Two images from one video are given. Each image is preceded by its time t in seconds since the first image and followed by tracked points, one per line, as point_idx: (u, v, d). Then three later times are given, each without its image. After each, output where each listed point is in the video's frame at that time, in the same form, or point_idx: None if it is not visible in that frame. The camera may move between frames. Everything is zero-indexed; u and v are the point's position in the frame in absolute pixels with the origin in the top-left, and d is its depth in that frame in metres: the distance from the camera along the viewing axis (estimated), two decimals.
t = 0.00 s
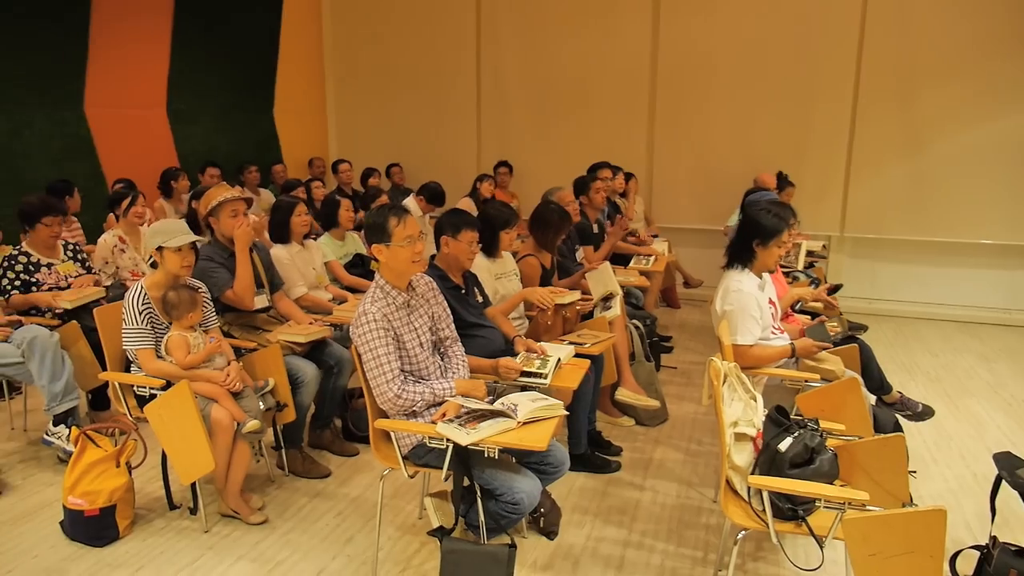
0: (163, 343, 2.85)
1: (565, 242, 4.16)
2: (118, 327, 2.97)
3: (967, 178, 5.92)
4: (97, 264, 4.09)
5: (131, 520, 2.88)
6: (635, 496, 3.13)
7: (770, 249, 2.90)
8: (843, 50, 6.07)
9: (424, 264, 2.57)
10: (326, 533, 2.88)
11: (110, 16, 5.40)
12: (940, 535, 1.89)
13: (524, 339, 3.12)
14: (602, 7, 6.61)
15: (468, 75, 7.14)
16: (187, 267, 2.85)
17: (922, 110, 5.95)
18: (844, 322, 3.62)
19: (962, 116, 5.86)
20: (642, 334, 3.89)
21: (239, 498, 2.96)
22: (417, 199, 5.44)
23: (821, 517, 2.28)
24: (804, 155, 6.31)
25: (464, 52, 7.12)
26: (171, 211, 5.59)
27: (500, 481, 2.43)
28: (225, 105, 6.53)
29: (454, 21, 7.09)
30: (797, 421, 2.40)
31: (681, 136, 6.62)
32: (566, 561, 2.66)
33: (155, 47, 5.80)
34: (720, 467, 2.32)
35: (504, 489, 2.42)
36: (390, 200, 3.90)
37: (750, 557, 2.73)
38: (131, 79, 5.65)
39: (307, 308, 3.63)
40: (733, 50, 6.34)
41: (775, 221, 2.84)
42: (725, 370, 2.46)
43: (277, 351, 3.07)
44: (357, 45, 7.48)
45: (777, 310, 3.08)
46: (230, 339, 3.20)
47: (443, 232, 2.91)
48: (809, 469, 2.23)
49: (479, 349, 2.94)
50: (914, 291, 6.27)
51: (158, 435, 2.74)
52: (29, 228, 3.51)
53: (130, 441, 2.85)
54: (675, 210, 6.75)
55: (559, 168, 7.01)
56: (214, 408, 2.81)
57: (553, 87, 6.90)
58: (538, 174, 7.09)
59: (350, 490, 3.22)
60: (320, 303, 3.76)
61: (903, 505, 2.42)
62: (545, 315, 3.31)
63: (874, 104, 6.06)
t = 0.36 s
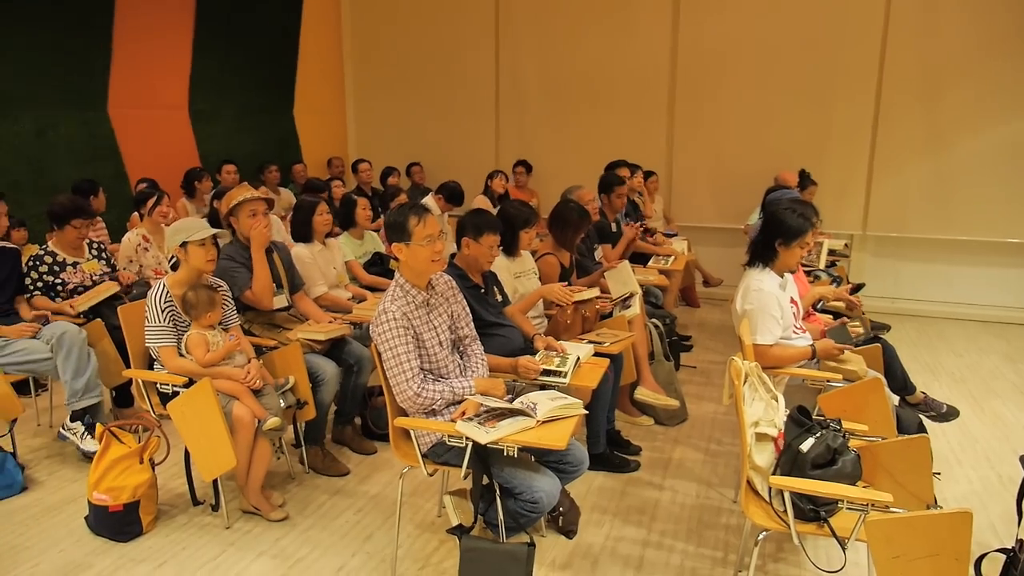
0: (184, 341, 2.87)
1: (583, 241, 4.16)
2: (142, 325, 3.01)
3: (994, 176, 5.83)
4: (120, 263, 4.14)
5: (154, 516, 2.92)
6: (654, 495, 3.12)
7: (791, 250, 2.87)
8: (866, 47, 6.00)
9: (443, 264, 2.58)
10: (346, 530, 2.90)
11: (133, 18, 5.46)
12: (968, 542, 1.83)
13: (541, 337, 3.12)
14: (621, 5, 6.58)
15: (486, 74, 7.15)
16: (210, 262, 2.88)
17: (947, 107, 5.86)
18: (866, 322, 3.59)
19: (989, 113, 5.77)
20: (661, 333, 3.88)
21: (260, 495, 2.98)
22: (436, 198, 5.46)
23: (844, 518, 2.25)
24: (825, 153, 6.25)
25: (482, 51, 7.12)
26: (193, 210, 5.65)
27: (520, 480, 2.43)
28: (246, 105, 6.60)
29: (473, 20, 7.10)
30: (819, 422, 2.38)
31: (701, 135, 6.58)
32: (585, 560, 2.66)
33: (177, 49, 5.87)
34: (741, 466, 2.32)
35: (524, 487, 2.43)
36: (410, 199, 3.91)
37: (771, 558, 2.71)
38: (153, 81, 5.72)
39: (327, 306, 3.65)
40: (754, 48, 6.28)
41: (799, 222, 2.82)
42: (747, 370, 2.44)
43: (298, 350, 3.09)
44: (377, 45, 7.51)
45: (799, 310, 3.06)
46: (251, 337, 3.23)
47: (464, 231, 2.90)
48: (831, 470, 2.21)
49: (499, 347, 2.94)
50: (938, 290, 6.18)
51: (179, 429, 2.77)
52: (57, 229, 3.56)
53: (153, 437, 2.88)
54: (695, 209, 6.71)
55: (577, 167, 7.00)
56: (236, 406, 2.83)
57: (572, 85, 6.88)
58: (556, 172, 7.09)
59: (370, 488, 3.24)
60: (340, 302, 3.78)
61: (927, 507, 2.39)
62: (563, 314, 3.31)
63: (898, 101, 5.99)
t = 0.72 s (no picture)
0: (204, 337, 2.90)
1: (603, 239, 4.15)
2: (165, 321, 3.04)
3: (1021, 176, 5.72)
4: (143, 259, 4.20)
5: (176, 509, 2.95)
6: (673, 495, 3.11)
7: (814, 248, 2.84)
8: (890, 45, 5.93)
9: (462, 262, 2.58)
10: (365, 526, 2.92)
11: (157, 17, 5.53)
12: (992, 544, 1.77)
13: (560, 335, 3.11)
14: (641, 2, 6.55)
15: (506, 72, 7.15)
16: (239, 257, 2.91)
17: (973, 105, 5.77)
18: (890, 322, 3.55)
19: (1016, 112, 5.67)
20: (681, 332, 3.86)
21: (280, 490, 3.01)
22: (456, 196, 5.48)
23: (867, 521, 2.23)
24: (848, 152, 6.18)
25: (502, 49, 7.12)
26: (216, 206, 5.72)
27: (538, 478, 2.42)
28: (267, 104, 6.65)
29: (492, 18, 7.10)
30: (842, 423, 2.36)
31: (721, 133, 6.53)
32: (603, 559, 2.66)
33: (200, 48, 5.93)
34: (762, 467, 2.29)
35: (543, 486, 2.42)
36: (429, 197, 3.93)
37: (791, 560, 2.69)
38: (176, 79, 5.78)
39: (347, 303, 3.67)
40: (776, 46, 6.23)
41: (819, 219, 2.79)
42: (768, 370, 2.42)
43: (318, 347, 3.11)
44: (397, 44, 7.54)
45: (821, 310, 3.03)
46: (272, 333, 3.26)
47: (483, 230, 2.89)
48: (854, 472, 2.19)
49: (518, 345, 2.94)
50: (963, 291, 6.09)
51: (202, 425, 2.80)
52: (82, 224, 3.60)
53: (176, 432, 2.92)
54: (714, 207, 6.67)
55: (596, 165, 6.98)
56: (257, 401, 2.85)
57: (591, 83, 6.86)
58: (575, 170, 7.08)
59: (388, 484, 3.25)
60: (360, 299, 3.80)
61: (952, 511, 2.35)
62: (583, 312, 3.30)
63: (923, 100, 5.90)
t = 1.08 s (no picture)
0: (223, 334, 2.92)
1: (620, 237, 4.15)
2: (185, 317, 3.07)
3: None
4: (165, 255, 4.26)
5: (195, 504, 2.98)
6: (690, 494, 3.09)
7: (834, 246, 2.81)
8: (911, 41, 5.86)
9: (479, 258, 2.58)
10: (382, 521, 2.93)
11: (177, 16, 5.57)
12: (1014, 544, 1.74)
13: (576, 331, 3.11)
14: None
15: (522, 69, 7.14)
16: (257, 254, 2.92)
17: (997, 101, 5.68)
18: (910, 322, 3.52)
19: None
20: (698, 330, 3.85)
21: (298, 486, 3.03)
22: (472, 193, 5.50)
23: (887, 522, 2.20)
24: (867, 149, 6.12)
25: (518, 46, 7.12)
26: (234, 203, 5.78)
27: (556, 476, 2.42)
28: (284, 102, 6.70)
29: (509, 15, 7.09)
30: (862, 423, 2.33)
31: (739, 130, 6.49)
32: (619, 557, 2.65)
33: (219, 46, 5.97)
34: (780, 466, 2.27)
35: (560, 483, 2.41)
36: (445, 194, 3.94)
37: (809, 560, 2.67)
38: (195, 77, 5.83)
39: (364, 300, 3.69)
40: (795, 42, 6.17)
41: (840, 216, 2.77)
42: (787, 369, 2.40)
43: (336, 343, 3.12)
44: (414, 42, 7.56)
45: (840, 307, 3.00)
46: (291, 329, 3.28)
47: (498, 227, 2.89)
48: (874, 472, 2.16)
49: (535, 342, 2.95)
50: (985, 289, 6.00)
51: (221, 420, 2.82)
52: (104, 221, 3.64)
53: (196, 427, 2.95)
54: (731, 205, 6.63)
55: (612, 162, 6.96)
56: (275, 397, 2.87)
57: (607, 80, 6.84)
58: (591, 168, 7.06)
59: (405, 480, 3.26)
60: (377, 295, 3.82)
61: (974, 512, 2.31)
62: (600, 309, 3.30)
63: (945, 96, 5.83)
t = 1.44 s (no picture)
0: (241, 330, 2.94)
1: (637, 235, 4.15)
2: (205, 314, 3.10)
3: None
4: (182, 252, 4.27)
5: (214, 499, 3.01)
6: (707, 493, 3.08)
7: (854, 245, 2.79)
8: (932, 37, 5.79)
9: (495, 256, 2.58)
10: (398, 518, 2.94)
11: (195, 16, 5.62)
12: None
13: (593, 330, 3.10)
14: None
15: (538, 67, 7.14)
16: (271, 253, 2.93)
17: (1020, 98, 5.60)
18: (931, 320, 3.49)
19: None
20: (715, 329, 3.84)
21: (315, 482, 3.05)
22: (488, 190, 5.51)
23: (908, 523, 2.18)
24: (887, 146, 6.07)
25: (534, 43, 7.12)
26: (252, 200, 5.82)
27: (572, 474, 2.42)
28: (301, 101, 6.73)
29: (525, 13, 7.09)
30: (882, 422, 2.30)
31: (756, 128, 6.45)
32: (636, 556, 2.65)
33: (237, 45, 6.01)
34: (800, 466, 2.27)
35: (576, 482, 2.41)
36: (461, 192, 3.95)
37: (828, 560, 2.65)
38: (214, 76, 5.87)
39: (381, 297, 3.71)
40: (813, 38, 6.12)
41: (861, 216, 2.74)
42: (805, 368, 2.38)
43: (353, 340, 3.14)
44: (430, 40, 7.57)
45: (859, 305, 2.98)
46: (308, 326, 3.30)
47: (513, 224, 2.89)
48: (894, 472, 2.14)
49: (553, 340, 2.95)
50: (1007, 289, 5.92)
51: (239, 416, 2.84)
52: (125, 219, 3.69)
53: (215, 423, 2.97)
54: (748, 202, 6.60)
55: (628, 159, 6.94)
56: (293, 394, 2.89)
57: (624, 78, 6.82)
58: (606, 165, 7.04)
59: (421, 477, 3.27)
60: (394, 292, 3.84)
61: (998, 514, 2.28)
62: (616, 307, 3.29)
63: (967, 93, 5.75)
